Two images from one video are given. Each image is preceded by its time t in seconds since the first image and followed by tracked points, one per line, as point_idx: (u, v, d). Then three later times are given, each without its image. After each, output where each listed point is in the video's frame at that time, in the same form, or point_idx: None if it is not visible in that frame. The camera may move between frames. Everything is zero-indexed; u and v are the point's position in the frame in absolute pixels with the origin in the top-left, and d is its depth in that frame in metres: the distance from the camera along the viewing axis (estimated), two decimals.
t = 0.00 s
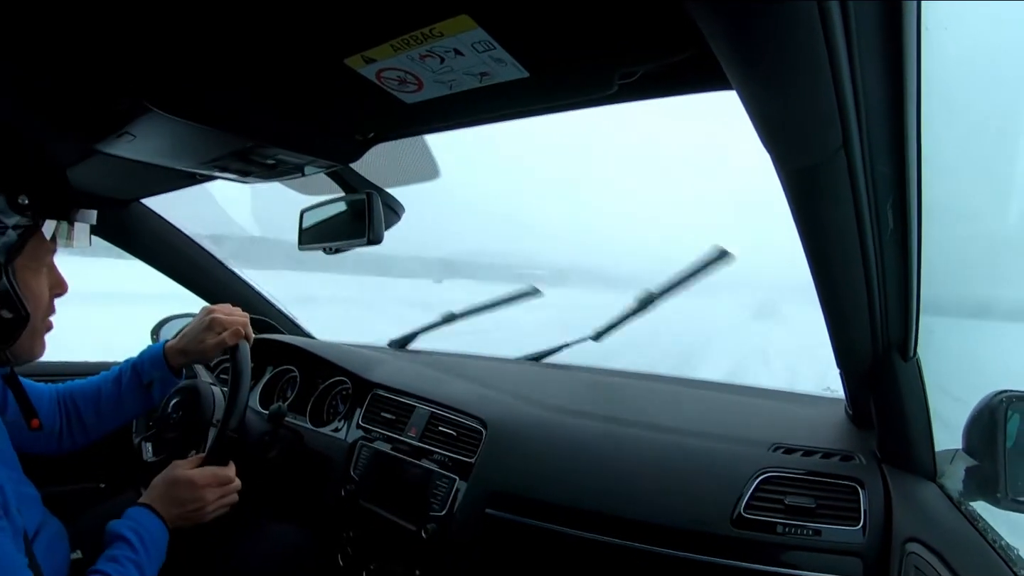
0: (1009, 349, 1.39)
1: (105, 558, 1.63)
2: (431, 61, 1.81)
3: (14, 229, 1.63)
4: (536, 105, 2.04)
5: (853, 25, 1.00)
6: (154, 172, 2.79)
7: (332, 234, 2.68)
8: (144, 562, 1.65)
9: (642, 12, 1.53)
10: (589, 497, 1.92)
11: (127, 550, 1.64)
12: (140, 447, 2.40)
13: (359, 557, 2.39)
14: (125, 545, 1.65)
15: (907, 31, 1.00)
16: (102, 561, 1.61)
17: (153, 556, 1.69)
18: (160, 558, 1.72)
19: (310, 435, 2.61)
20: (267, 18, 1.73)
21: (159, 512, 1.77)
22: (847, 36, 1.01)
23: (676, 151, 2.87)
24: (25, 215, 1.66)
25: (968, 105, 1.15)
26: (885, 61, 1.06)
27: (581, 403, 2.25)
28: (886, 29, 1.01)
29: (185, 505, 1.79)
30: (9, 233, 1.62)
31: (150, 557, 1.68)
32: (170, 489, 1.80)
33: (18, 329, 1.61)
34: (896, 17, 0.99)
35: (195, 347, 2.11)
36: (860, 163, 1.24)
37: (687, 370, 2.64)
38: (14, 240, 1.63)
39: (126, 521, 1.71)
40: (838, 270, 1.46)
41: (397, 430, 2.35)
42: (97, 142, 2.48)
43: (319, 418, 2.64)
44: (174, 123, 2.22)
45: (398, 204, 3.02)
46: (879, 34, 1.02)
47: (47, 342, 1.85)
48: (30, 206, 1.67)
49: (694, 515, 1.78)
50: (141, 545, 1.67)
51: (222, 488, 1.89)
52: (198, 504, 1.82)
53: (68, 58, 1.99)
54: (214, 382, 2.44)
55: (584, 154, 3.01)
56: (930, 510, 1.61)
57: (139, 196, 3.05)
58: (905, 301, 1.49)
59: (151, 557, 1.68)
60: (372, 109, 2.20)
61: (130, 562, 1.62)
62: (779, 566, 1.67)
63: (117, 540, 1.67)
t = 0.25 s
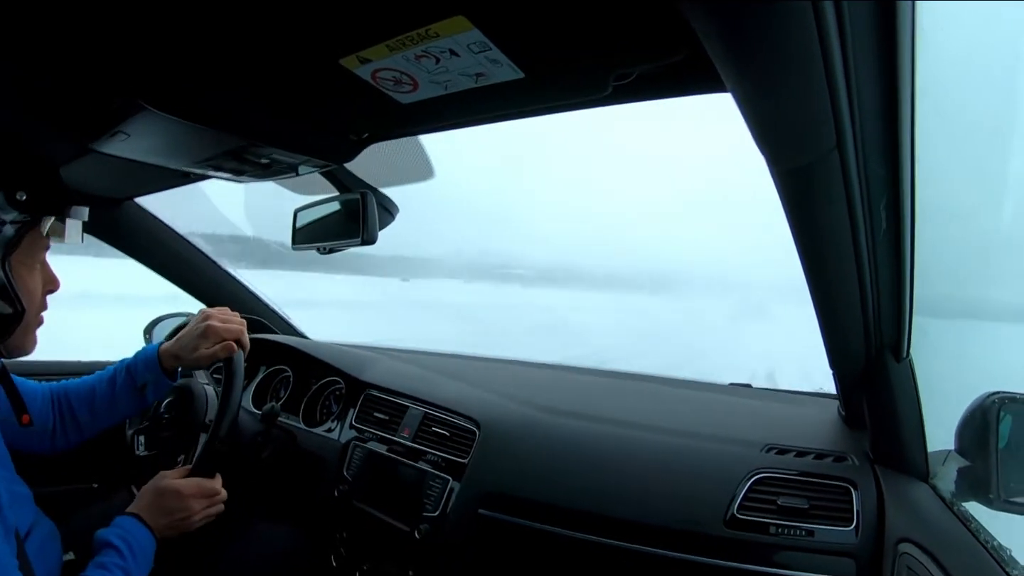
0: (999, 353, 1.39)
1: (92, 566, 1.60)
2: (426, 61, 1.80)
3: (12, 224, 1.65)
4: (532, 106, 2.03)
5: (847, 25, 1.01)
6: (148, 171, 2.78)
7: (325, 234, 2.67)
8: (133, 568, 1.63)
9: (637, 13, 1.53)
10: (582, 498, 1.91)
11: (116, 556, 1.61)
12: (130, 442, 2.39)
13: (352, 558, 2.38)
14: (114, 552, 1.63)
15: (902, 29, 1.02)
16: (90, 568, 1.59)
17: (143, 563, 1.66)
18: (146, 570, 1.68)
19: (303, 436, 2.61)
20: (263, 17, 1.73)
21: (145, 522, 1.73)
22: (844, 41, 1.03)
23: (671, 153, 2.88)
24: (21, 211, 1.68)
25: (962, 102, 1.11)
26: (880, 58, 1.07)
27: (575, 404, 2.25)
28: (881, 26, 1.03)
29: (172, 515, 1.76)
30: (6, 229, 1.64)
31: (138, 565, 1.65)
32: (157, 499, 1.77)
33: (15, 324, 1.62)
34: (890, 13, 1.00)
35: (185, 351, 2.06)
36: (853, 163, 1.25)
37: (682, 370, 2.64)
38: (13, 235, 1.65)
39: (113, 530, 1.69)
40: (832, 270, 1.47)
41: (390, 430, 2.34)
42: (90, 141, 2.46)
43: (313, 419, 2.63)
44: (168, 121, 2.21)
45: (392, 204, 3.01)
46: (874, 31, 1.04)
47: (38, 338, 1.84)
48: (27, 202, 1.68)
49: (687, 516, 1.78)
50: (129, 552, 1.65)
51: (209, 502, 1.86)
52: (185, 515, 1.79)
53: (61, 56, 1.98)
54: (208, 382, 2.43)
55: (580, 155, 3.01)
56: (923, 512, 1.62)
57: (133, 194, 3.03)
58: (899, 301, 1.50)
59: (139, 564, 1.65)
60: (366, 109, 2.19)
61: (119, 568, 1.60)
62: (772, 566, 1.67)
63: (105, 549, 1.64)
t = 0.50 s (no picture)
0: (986, 354, 1.40)
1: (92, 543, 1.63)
2: (419, 56, 1.80)
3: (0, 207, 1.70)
4: (525, 103, 2.03)
5: (840, 25, 1.00)
6: (139, 164, 2.76)
7: (316, 230, 2.67)
8: (130, 545, 1.63)
9: (630, 12, 1.53)
10: (571, 497, 1.91)
11: (113, 533, 1.63)
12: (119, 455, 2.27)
13: (341, 554, 2.38)
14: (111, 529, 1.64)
15: (895, 35, 1.01)
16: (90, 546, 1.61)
17: (141, 540, 1.67)
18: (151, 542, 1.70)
19: (292, 432, 2.60)
20: (255, 11, 1.72)
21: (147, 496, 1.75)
22: (834, 47, 1.03)
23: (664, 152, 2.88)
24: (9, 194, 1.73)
25: (952, 104, 1.12)
26: (872, 63, 1.06)
27: (565, 403, 2.25)
28: (873, 34, 1.02)
29: (173, 488, 1.77)
30: None
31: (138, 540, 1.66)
32: (158, 473, 1.78)
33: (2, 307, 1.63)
34: (883, 19, 0.99)
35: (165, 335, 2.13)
36: (845, 165, 1.24)
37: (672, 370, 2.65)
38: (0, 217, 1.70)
39: (115, 505, 1.71)
40: (822, 274, 1.47)
41: (380, 427, 2.33)
42: (81, 135, 2.44)
43: (302, 415, 2.63)
44: (159, 115, 2.19)
45: (384, 201, 3.01)
46: (866, 38, 1.03)
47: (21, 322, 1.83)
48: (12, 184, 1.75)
49: (675, 516, 1.78)
50: (128, 528, 1.66)
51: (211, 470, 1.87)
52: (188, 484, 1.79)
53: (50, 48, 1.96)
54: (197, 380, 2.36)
55: (573, 153, 3.01)
56: (911, 514, 1.63)
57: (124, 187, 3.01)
58: (889, 304, 1.51)
59: (138, 540, 1.66)
60: (359, 104, 2.18)
61: (116, 545, 1.62)
62: (760, 567, 1.67)
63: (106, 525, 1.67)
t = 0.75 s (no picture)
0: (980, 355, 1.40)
1: (104, 517, 1.47)
2: (418, 60, 1.80)
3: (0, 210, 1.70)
4: (524, 106, 2.04)
5: (838, 30, 1.01)
6: (138, 166, 2.77)
7: (314, 233, 2.67)
8: (145, 523, 1.47)
9: (629, 16, 1.54)
10: (568, 498, 1.92)
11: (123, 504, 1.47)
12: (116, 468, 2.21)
13: (340, 556, 2.38)
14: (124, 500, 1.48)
15: (892, 38, 1.02)
16: (103, 521, 1.45)
17: (158, 513, 1.50)
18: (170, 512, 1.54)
19: (290, 433, 2.61)
20: (253, 14, 1.72)
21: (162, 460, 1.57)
22: (834, 53, 1.04)
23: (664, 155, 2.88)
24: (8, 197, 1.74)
25: (950, 108, 1.13)
26: (870, 66, 1.07)
27: (563, 404, 2.25)
28: (871, 39, 1.03)
29: (189, 449, 1.59)
30: None
31: (157, 514, 1.50)
32: (174, 433, 1.61)
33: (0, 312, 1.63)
34: (881, 22, 1.00)
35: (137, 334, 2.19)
36: (842, 169, 1.25)
37: (672, 372, 2.65)
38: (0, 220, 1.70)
39: (123, 475, 1.53)
40: (819, 273, 1.48)
41: (378, 429, 2.33)
42: (80, 136, 2.44)
43: (300, 417, 2.64)
44: (158, 117, 2.19)
45: (381, 203, 3.03)
46: (864, 42, 1.03)
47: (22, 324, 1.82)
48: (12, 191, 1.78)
49: (673, 517, 1.79)
50: (145, 499, 1.49)
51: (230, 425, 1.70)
52: (206, 443, 1.63)
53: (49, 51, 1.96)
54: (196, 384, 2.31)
55: (573, 156, 3.00)
56: (908, 513, 1.62)
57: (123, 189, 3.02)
58: (886, 305, 1.52)
59: (153, 514, 1.49)
60: (357, 106, 2.19)
61: (130, 522, 1.45)
62: (758, 567, 1.68)
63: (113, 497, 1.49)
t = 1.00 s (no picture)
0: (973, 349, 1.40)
1: (108, 473, 1.46)
2: (410, 55, 1.80)
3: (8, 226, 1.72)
4: (517, 101, 2.03)
5: (831, 24, 0.99)
6: (132, 164, 2.76)
7: (308, 229, 2.66)
8: (150, 474, 1.48)
9: (621, 10, 1.53)
10: (563, 493, 1.92)
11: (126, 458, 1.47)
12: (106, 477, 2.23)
13: (334, 554, 2.37)
14: (126, 456, 1.47)
15: (886, 36, 0.99)
16: (108, 478, 1.45)
17: (160, 464, 1.51)
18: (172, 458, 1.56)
19: (284, 430, 2.61)
20: (244, 10, 1.71)
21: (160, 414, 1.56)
22: (827, 49, 1.03)
23: (661, 150, 2.87)
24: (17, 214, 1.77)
25: (944, 104, 1.12)
26: (864, 65, 1.05)
27: (559, 400, 2.25)
28: (864, 37, 1.01)
29: (185, 394, 1.58)
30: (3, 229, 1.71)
31: (160, 465, 1.51)
32: (168, 382, 1.58)
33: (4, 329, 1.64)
34: (876, 22, 0.97)
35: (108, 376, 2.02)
36: (836, 162, 1.24)
37: (667, 367, 2.65)
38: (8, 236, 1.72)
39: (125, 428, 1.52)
40: (813, 267, 1.47)
41: (373, 426, 2.34)
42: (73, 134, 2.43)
43: (295, 414, 2.63)
44: (150, 115, 2.18)
45: (376, 199, 3.01)
46: (857, 40, 1.01)
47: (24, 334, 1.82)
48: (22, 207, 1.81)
49: (669, 512, 1.79)
50: (145, 453, 1.49)
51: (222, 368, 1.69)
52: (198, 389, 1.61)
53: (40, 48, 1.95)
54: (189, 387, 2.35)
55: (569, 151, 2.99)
56: (903, 507, 1.63)
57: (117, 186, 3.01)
58: (880, 301, 1.50)
59: (156, 464, 1.49)
60: (350, 102, 2.19)
61: (135, 476, 1.46)
62: (754, 562, 1.68)
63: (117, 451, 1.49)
